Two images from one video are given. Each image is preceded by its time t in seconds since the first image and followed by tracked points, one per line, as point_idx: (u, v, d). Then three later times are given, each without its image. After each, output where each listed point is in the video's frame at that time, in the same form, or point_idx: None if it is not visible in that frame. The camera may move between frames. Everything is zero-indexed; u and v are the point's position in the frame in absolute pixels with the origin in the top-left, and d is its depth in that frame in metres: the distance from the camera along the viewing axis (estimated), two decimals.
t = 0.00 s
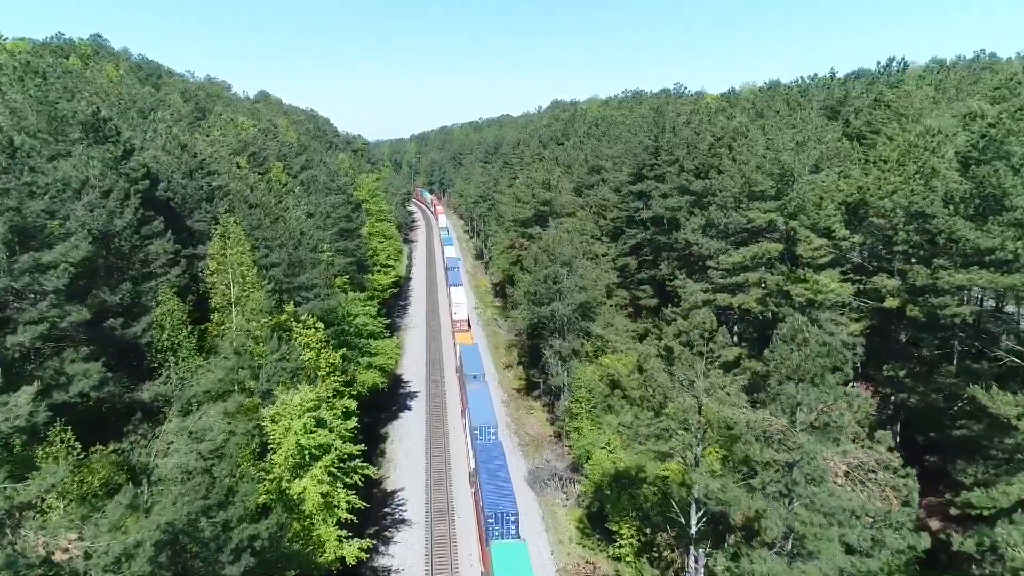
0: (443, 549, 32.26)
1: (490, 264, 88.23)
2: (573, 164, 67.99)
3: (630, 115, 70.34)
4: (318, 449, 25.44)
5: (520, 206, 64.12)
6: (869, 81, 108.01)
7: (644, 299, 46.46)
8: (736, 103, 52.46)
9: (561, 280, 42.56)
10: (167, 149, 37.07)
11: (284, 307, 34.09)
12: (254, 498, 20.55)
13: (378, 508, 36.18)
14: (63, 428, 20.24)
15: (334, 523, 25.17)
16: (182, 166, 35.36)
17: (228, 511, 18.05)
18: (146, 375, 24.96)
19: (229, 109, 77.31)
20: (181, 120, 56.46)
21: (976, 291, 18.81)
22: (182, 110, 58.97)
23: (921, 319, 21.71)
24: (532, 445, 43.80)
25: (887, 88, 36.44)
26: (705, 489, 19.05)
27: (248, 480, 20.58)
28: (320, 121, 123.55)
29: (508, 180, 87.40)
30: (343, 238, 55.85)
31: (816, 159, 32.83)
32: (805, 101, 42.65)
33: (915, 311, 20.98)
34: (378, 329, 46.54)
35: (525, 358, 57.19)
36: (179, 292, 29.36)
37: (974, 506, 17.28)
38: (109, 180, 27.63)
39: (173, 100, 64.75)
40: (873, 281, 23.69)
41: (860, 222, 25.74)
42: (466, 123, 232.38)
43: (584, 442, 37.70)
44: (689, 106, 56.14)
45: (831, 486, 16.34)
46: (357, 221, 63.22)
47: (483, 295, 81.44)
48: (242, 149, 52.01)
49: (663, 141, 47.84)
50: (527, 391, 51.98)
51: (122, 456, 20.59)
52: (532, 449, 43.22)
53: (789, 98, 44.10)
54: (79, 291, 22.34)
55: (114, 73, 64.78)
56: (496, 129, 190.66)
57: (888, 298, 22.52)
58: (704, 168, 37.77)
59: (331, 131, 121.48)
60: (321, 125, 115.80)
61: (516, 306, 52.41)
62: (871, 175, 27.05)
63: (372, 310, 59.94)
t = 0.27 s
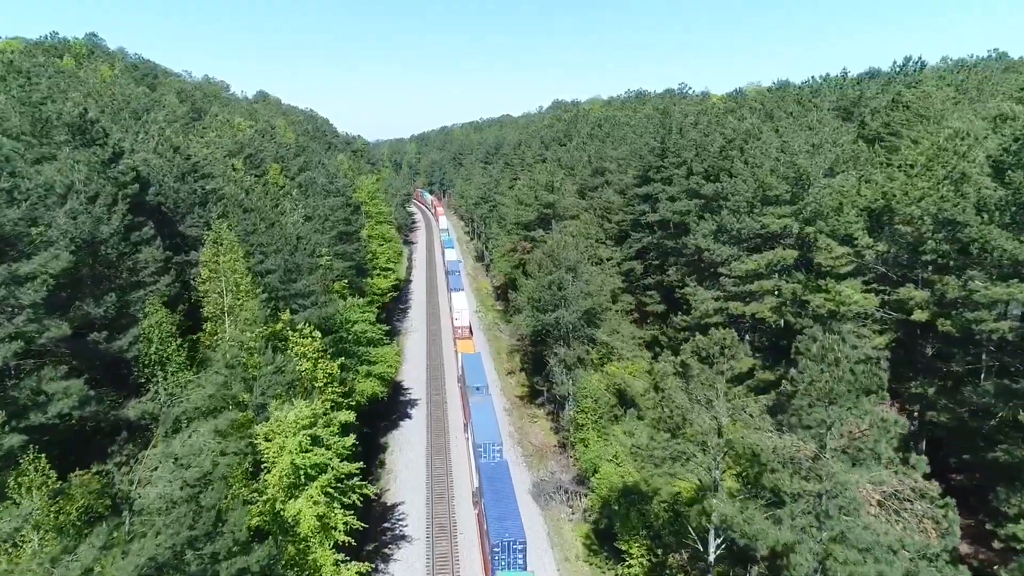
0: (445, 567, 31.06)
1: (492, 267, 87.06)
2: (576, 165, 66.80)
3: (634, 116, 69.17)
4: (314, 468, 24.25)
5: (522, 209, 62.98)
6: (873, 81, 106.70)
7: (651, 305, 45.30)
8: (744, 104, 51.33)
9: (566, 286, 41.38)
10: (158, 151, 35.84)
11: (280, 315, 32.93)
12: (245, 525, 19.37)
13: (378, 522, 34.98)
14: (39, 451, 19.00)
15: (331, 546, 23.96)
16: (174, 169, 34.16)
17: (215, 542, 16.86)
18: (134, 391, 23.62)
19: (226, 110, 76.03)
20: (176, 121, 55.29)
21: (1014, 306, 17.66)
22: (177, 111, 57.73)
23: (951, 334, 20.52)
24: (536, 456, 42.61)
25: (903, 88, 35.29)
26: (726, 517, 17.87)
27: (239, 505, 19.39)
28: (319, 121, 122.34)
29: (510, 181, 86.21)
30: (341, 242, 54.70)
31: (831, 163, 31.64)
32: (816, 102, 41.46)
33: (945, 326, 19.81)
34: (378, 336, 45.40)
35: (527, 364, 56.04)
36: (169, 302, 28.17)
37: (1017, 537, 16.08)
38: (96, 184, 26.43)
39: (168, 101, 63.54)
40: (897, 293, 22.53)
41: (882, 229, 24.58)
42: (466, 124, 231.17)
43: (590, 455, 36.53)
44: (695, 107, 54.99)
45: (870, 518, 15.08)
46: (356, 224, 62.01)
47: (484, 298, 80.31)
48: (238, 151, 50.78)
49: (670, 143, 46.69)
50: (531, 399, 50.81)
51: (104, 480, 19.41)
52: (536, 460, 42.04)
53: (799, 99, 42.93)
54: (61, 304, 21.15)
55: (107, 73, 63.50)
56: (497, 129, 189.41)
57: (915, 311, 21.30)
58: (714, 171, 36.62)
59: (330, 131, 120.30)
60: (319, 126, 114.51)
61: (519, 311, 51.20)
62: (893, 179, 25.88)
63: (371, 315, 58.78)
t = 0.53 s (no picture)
0: None
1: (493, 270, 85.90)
2: (580, 167, 65.55)
3: (639, 117, 67.92)
4: (310, 489, 22.93)
5: (525, 211, 61.78)
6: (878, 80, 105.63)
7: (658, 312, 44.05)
8: (753, 105, 50.16)
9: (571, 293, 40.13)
10: (150, 154, 34.57)
11: (276, 324, 31.70)
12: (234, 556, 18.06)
13: (377, 539, 33.69)
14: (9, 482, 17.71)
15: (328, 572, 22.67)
16: (166, 172, 32.93)
17: None
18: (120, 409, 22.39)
19: (223, 110, 74.75)
20: (171, 122, 54.05)
21: None
22: (173, 111, 56.49)
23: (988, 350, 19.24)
24: (540, 467, 41.36)
25: (922, 89, 34.10)
26: (752, 550, 16.60)
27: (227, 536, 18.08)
28: (318, 122, 121.14)
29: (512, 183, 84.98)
30: (340, 246, 53.45)
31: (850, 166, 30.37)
32: (830, 103, 40.21)
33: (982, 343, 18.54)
34: (378, 343, 44.17)
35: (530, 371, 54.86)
36: (159, 312, 26.93)
37: None
38: (81, 190, 25.20)
39: (164, 102, 62.27)
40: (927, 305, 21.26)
41: (907, 237, 23.35)
42: (466, 124, 229.99)
43: (598, 468, 35.28)
44: (702, 108, 53.81)
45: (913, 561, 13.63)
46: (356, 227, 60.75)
47: (485, 302, 79.11)
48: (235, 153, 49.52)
49: (678, 145, 45.49)
50: (534, 407, 49.56)
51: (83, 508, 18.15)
52: (541, 471, 40.79)
53: (811, 100, 41.74)
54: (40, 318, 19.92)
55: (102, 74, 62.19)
56: (497, 129, 188.22)
57: (947, 325, 20.06)
58: (726, 175, 35.37)
59: (329, 132, 119.10)
60: (319, 126, 113.24)
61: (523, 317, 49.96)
62: (918, 184, 24.67)
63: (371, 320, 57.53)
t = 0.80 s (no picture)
0: None
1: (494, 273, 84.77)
2: (583, 169, 64.39)
3: (643, 118, 66.76)
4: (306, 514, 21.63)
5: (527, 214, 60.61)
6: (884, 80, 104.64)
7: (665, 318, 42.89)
8: (762, 106, 49.04)
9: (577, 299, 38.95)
10: (140, 157, 33.31)
11: (272, 335, 30.53)
12: None
13: (377, 556, 32.47)
14: None
15: None
16: (157, 176, 31.71)
17: None
18: (104, 430, 21.25)
19: (220, 111, 73.47)
20: (165, 123, 52.81)
21: None
22: (168, 112, 55.22)
23: None
24: (545, 479, 40.16)
25: (940, 90, 32.96)
26: None
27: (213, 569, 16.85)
28: (317, 122, 119.94)
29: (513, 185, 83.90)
30: (339, 250, 52.28)
31: (869, 169, 29.13)
32: (843, 104, 39.04)
33: None
34: (377, 351, 43.00)
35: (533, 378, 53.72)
36: (147, 324, 25.71)
37: None
38: (64, 196, 23.98)
39: (159, 103, 61.00)
40: (961, 319, 20.04)
41: (935, 246, 22.19)
42: (466, 124, 228.99)
43: (606, 482, 34.04)
44: (709, 109, 52.65)
45: None
46: (355, 230, 59.53)
47: (486, 305, 77.95)
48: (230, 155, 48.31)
49: (685, 147, 44.34)
50: (538, 416, 48.37)
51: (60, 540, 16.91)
52: (546, 484, 39.56)
53: (823, 101, 40.59)
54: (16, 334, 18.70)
55: (95, 74, 60.89)
56: (498, 130, 187.12)
57: (982, 341, 18.89)
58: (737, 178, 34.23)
59: (328, 133, 117.86)
60: (318, 127, 111.96)
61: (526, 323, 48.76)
62: (945, 190, 23.43)
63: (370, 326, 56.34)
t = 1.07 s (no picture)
0: None
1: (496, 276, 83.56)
2: (586, 171, 63.20)
3: (648, 119, 65.57)
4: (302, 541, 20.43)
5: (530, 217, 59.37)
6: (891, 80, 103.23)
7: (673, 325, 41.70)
8: (771, 108, 47.83)
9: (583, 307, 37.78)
10: (131, 160, 32.08)
11: (267, 345, 29.31)
12: None
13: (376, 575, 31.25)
14: None
15: None
16: (147, 180, 30.50)
17: None
18: (86, 455, 20.07)
19: (216, 112, 72.21)
20: (160, 125, 51.56)
21: None
22: (163, 113, 53.99)
23: None
24: (549, 492, 38.90)
25: (962, 91, 31.71)
26: None
27: None
28: (316, 123, 118.72)
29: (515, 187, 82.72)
30: (337, 254, 51.05)
31: (891, 173, 27.89)
32: (857, 105, 37.83)
33: None
34: (377, 359, 41.78)
35: (537, 385, 52.52)
36: (134, 337, 24.49)
37: None
38: (47, 202, 22.75)
39: (154, 103, 59.76)
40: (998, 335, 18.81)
41: (965, 256, 21.03)
42: (466, 125, 227.71)
43: (614, 498, 32.88)
44: (717, 110, 51.43)
45: None
46: (354, 233, 58.34)
47: (488, 309, 76.74)
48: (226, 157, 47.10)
49: (694, 149, 43.12)
50: (542, 424, 47.18)
51: None
52: (550, 497, 38.36)
53: (837, 102, 39.36)
54: None
55: (89, 75, 59.63)
56: (498, 130, 185.89)
57: (1022, 359, 17.68)
58: (750, 182, 33.01)
59: (328, 134, 116.60)
60: (316, 128, 110.72)
61: (529, 330, 47.58)
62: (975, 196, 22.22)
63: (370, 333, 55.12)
